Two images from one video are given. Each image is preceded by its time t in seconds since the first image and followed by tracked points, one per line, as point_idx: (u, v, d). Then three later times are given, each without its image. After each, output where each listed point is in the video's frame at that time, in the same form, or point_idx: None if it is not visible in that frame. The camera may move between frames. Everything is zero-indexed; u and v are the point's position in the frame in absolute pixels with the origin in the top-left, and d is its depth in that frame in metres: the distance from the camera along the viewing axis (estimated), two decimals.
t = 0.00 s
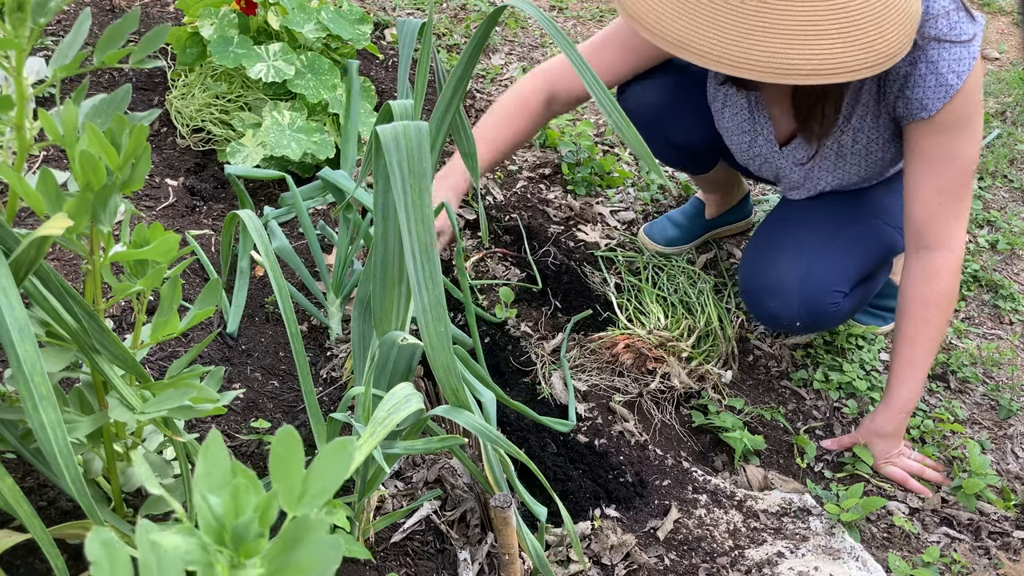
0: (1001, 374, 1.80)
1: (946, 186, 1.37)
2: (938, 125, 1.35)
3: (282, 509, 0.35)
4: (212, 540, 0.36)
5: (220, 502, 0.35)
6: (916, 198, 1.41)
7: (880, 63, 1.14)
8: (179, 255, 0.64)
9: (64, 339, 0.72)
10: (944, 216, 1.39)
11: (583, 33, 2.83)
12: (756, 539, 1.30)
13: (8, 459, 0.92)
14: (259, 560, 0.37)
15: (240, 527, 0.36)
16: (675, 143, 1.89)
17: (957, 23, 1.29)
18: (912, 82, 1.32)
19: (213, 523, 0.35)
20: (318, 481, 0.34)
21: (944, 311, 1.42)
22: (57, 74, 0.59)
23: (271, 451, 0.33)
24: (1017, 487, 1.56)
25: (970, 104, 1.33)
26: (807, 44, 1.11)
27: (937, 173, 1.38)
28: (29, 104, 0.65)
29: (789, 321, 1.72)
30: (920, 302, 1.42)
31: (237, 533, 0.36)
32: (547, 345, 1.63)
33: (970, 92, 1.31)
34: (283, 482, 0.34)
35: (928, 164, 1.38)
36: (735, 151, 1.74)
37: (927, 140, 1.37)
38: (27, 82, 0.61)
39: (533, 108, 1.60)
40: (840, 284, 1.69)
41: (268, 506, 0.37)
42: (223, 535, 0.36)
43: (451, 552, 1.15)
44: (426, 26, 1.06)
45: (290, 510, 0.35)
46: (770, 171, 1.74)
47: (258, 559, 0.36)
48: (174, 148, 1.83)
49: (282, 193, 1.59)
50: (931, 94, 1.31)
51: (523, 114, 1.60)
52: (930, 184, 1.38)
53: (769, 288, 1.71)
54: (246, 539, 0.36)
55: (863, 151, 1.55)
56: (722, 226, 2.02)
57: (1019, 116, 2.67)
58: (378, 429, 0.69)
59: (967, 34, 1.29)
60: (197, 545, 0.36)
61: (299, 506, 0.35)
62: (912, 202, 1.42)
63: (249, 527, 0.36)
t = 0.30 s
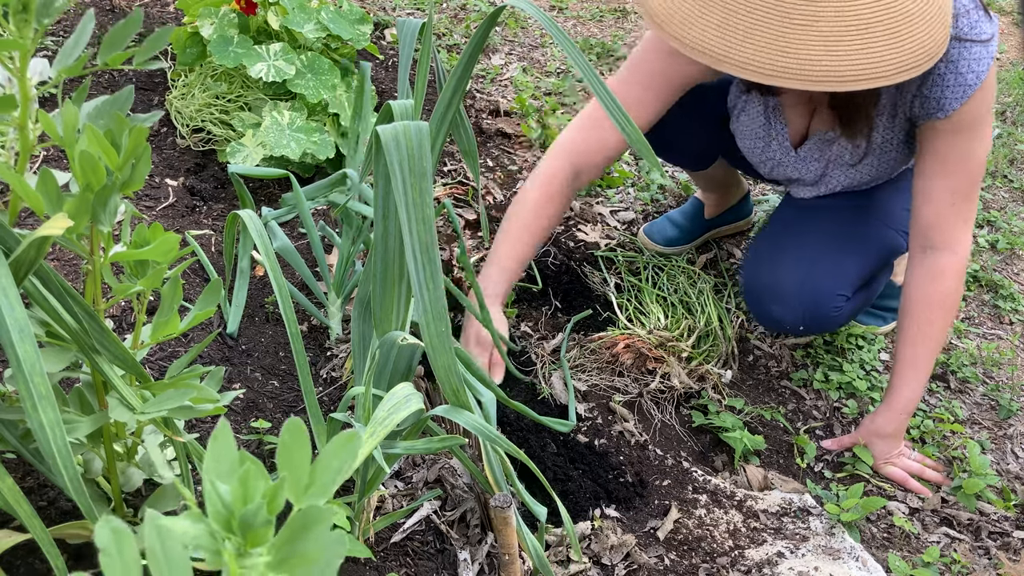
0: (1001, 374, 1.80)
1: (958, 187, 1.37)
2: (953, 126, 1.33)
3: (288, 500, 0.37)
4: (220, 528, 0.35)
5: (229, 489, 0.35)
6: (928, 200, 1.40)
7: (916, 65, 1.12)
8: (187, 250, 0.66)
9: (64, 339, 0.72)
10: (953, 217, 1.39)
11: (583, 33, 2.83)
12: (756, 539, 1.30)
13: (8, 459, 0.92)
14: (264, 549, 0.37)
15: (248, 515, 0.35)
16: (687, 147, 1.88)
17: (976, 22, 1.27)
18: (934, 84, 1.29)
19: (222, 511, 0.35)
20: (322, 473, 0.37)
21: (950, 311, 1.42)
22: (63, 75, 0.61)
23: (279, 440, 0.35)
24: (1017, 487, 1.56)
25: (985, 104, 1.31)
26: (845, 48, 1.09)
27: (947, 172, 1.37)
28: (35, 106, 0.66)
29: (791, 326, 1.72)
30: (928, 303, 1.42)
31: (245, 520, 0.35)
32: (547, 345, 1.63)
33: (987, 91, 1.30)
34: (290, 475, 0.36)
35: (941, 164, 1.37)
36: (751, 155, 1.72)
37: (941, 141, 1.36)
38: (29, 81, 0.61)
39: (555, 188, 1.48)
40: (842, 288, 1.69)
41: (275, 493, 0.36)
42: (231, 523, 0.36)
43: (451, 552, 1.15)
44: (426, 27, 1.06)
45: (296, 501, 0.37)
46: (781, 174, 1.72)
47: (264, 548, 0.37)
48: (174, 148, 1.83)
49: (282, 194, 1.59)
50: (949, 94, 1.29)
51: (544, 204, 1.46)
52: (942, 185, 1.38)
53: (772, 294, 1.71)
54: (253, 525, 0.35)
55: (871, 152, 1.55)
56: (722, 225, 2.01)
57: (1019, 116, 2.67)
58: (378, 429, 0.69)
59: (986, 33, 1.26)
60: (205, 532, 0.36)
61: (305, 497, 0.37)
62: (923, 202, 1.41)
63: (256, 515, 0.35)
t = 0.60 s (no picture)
0: (1001, 374, 1.80)
1: (973, 190, 1.37)
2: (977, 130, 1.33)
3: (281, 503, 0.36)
4: (212, 534, 0.36)
5: (220, 495, 0.36)
6: (942, 202, 1.40)
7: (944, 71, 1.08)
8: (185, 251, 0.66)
9: (64, 339, 0.72)
10: (967, 221, 1.39)
11: (583, 33, 2.83)
12: (756, 539, 1.30)
13: (8, 459, 0.92)
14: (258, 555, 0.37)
15: (240, 520, 0.36)
16: (681, 136, 1.88)
17: (1005, 27, 1.25)
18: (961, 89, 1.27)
19: (213, 517, 0.36)
20: (314, 476, 0.37)
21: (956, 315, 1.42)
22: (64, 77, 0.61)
23: (271, 445, 0.35)
24: (1017, 487, 1.56)
25: (1008, 110, 1.31)
26: (868, 51, 1.05)
27: (964, 174, 1.37)
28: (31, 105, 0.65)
29: (799, 339, 1.72)
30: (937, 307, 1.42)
31: (238, 526, 0.36)
32: (547, 345, 1.63)
33: (1010, 98, 1.29)
34: (284, 479, 0.36)
35: (958, 164, 1.37)
36: (761, 147, 1.68)
37: (961, 141, 1.35)
38: (30, 82, 0.61)
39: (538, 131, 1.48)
40: (851, 303, 1.69)
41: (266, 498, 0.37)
42: (223, 529, 0.36)
43: (451, 552, 1.15)
44: (426, 26, 1.06)
45: (290, 504, 0.37)
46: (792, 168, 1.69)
47: (258, 553, 0.37)
48: (174, 147, 1.83)
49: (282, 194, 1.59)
50: (974, 99, 1.27)
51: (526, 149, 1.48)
52: (956, 188, 1.38)
53: (780, 307, 1.71)
54: (246, 531, 0.37)
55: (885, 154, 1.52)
56: (721, 225, 2.01)
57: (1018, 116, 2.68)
58: (378, 429, 0.69)
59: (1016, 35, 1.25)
60: (196, 537, 0.36)
61: (299, 501, 0.37)
62: (936, 203, 1.41)
63: (249, 519, 0.36)
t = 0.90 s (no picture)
0: (1001, 375, 1.80)
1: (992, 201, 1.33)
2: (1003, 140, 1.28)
3: (290, 501, 0.36)
4: (221, 528, 0.36)
5: (230, 490, 0.36)
6: (964, 208, 1.35)
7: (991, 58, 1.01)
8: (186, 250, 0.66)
9: (64, 339, 0.72)
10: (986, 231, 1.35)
11: (583, 33, 2.83)
12: (756, 539, 1.30)
13: (8, 459, 0.92)
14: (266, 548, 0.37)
15: (250, 516, 0.36)
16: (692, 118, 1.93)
17: None
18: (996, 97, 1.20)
19: (222, 512, 0.36)
20: (323, 475, 0.36)
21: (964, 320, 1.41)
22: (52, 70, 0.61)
23: (280, 442, 0.35)
24: (1017, 487, 1.56)
25: None
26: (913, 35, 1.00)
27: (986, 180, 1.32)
28: (26, 101, 0.65)
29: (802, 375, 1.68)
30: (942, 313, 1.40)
31: (246, 521, 0.36)
32: (547, 345, 1.63)
33: None
34: (293, 476, 0.35)
35: (980, 169, 1.32)
36: (787, 136, 1.64)
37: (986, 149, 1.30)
38: (18, 77, 0.61)
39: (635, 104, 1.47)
40: (858, 339, 1.64)
41: (277, 494, 0.36)
42: (232, 523, 0.36)
43: (451, 552, 1.15)
44: (426, 26, 1.06)
45: (298, 501, 0.36)
46: (813, 162, 1.64)
47: (266, 548, 0.37)
48: (174, 147, 1.83)
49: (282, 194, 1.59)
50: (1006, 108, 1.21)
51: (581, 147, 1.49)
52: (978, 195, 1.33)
53: (781, 338, 1.67)
54: (255, 526, 0.36)
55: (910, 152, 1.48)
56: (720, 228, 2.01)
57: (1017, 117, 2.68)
58: (379, 429, 0.69)
59: None
60: (206, 531, 0.36)
61: (307, 497, 0.36)
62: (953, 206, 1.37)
63: (257, 515, 0.36)
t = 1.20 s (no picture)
0: (1001, 374, 1.80)
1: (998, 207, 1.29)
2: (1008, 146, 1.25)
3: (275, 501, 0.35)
4: (204, 532, 0.36)
5: (212, 494, 0.36)
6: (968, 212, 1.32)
7: None
8: (186, 249, 0.66)
9: (64, 339, 0.72)
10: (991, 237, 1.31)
11: (583, 33, 2.83)
12: (756, 539, 1.30)
13: (8, 459, 0.92)
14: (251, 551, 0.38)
15: (232, 519, 0.36)
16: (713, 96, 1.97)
17: None
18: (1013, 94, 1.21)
19: (205, 516, 0.36)
20: (307, 474, 0.36)
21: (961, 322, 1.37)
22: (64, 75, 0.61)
23: (264, 445, 0.33)
24: (1017, 487, 1.56)
25: None
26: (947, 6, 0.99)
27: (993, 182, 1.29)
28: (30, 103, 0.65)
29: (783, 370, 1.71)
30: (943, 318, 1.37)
31: (228, 524, 0.36)
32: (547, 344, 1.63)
33: None
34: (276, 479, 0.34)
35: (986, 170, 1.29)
36: (813, 131, 1.59)
37: (994, 152, 1.27)
38: (32, 82, 0.61)
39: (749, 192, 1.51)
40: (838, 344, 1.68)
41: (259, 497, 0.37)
42: (215, 527, 0.36)
43: (451, 551, 1.15)
44: (425, 26, 1.06)
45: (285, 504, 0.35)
46: (837, 159, 1.62)
47: (251, 551, 0.38)
48: (174, 148, 1.83)
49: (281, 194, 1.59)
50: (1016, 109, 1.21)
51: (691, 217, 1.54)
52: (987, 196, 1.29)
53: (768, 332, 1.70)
54: (238, 529, 0.37)
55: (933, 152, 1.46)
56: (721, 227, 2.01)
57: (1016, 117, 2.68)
58: (378, 429, 0.69)
59: None
60: (189, 537, 0.36)
61: (292, 499, 0.35)
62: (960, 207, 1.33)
63: (240, 518, 0.36)
